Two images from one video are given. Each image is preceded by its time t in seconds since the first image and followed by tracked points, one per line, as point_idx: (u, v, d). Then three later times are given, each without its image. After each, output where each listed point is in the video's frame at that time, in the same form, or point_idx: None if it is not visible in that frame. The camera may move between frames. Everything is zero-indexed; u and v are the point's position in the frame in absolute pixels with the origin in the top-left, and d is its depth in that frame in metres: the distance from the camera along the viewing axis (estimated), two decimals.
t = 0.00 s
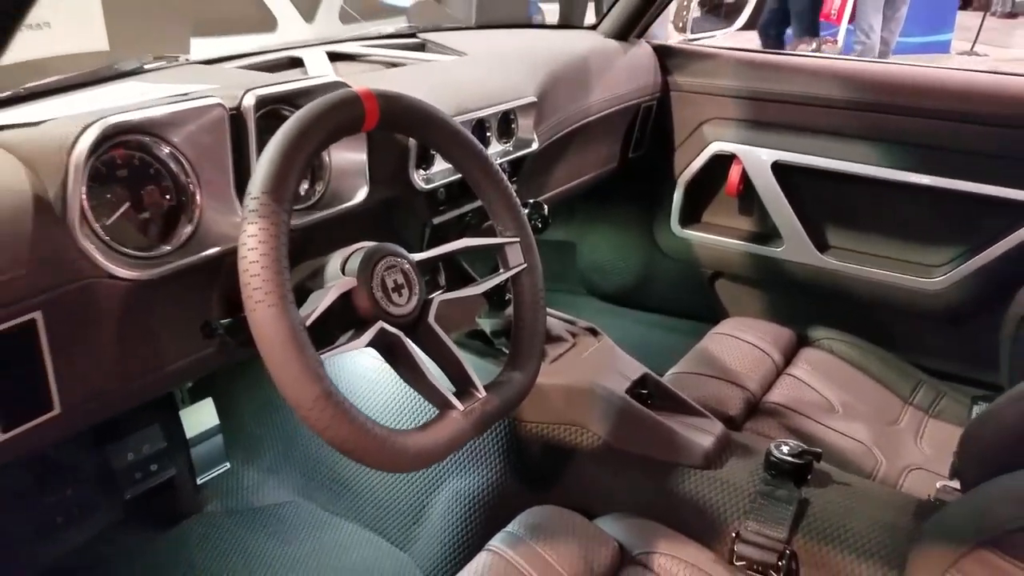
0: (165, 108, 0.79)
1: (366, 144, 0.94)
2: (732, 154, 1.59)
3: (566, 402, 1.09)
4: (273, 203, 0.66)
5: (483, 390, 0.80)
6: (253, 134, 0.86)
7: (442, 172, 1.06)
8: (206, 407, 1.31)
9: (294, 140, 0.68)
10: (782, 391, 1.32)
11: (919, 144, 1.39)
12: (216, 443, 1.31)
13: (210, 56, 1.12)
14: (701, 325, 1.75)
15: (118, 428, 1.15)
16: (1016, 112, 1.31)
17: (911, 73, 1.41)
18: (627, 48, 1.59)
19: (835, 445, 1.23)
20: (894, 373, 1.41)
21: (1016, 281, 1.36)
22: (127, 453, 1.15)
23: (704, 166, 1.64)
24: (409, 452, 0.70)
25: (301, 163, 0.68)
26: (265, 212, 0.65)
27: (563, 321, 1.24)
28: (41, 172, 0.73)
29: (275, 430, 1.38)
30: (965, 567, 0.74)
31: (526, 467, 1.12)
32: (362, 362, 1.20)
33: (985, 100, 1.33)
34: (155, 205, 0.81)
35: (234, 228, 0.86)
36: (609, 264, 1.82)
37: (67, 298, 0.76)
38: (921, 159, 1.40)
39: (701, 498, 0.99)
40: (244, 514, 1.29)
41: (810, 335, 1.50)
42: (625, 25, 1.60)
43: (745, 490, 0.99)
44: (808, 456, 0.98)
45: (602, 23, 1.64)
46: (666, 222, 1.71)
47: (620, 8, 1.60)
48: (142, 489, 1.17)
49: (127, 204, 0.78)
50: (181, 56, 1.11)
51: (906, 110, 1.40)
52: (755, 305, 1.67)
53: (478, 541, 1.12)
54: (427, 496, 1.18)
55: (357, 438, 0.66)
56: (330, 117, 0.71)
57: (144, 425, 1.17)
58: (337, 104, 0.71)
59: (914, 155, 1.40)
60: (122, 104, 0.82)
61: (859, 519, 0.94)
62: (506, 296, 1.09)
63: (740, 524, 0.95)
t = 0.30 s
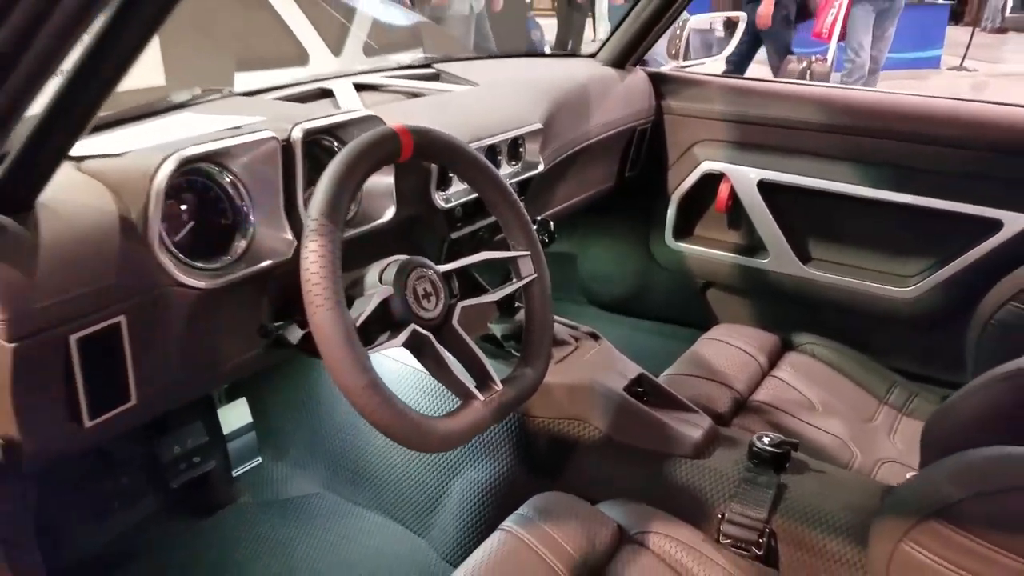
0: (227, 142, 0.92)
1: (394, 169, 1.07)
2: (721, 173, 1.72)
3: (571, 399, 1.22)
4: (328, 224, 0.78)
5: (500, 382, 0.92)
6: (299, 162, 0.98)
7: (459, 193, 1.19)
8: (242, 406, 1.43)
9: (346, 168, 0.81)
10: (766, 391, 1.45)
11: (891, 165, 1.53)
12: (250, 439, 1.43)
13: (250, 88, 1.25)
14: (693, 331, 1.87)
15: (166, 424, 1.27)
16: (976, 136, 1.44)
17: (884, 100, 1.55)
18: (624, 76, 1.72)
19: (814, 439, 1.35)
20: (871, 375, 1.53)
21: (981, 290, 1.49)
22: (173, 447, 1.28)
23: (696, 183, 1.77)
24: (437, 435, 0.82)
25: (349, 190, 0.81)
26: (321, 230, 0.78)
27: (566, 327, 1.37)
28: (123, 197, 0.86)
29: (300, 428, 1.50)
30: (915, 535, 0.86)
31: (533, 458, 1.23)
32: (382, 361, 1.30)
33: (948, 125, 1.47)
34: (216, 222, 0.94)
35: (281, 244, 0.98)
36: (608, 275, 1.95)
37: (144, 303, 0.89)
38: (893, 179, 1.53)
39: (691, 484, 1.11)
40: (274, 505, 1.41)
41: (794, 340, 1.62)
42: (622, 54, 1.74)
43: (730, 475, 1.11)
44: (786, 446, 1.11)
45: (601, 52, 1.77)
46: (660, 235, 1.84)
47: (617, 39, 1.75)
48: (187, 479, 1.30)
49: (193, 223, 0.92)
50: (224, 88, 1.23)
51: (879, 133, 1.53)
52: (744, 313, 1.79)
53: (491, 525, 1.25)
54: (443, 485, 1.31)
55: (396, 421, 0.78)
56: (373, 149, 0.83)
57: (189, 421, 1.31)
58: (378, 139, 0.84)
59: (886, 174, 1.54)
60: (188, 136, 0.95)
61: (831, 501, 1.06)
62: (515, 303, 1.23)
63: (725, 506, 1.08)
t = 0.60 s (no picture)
0: (258, 167, 1.05)
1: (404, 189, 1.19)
2: (706, 187, 1.84)
3: (565, 396, 1.34)
4: (352, 239, 0.91)
5: (500, 380, 1.04)
6: (321, 186, 1.11)
7: (462, 209, 1.31)
8: (259, 406, 1.51)
9: (367, 189, 0.93)
10: (746, 389, 1.57)
11: (861, 180, 1.65)
12: (267, 435, 1.52)
13: (272, 114, 1.38)
14: (680, 335, 1.99)
15: (192, 422, 1.40)
16: (938, 153, 1.56)
17: (854, 119, 1.67)
18: (615, 97, 1.85)
19: (788, 433, 1.46)
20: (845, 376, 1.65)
21: (944, 295, 1.61)
22: (201, 441, 1.41)
23: (683, 198, 1.89)
24: (444, 423, 0.94)
25: (369, 210, 0.93)
26: (346, 245, 0.90)
27: (561, 331, 1.50)
28: (169, 216, 0.98)
29: (313, 424, 1.61)
30: (865, 511, 0.97)
31: (530, 450, 1.35)
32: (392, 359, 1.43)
33: (913, 143, 1.59)
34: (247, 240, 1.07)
35: (305, 256, 1.11)
36: (600, 283, 2.07)
37: (185, 309, 1.01)
38: (863, 192, 1.65)
39: (673, 471, 1.23)
40: (289, 496, 1.52)
41: (773, 343, 1.74)
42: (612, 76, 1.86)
43: (708, 464, 1.23)
44: (759, 438, 1.24)
45: (593, 74, 1.90)
46: (649, 245, 1.96)
47: (608, 62, 1.88)
48: (212, 471, 1.42)
49: (226, 242, 1.04)
50: (248, 114, 1.36)
51: (850, 150, 1.65)
52: (728, 318, 1.91)
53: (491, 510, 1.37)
54: (447, 475, 1.43)
55: (409, 411, 0.90)
56: (390, 174, 0.96)
57: (214, 418, 1.43)
58: (394, 166, 0.96)
59: (856, 189, 1.66)
60: (223, 162, 1.07)
61: (797, 487, 1.18)
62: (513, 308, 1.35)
63: (703, 491, 1.20)
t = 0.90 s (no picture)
0: (278, 198, 1.18)
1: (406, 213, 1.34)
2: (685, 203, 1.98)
3: (553, 398, 1.47)
4: (362, 262, 1.04)
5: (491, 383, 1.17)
6: (332, 212, 1.25)
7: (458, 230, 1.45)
8: (272, 408, 1.66)
9: (376, 219, 1.07)
10: (720, 391, 1.71)
11: (826, 197, 1.78)
12: (280, 435, 1.66)
13: (285, 142, 1.52)
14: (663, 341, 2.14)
15: (212, 423, 1.54)
16: (896, 172, 1.69)
17: (820, 141, 1.80)
18: (600, 119, 1.99)
19: (757, 431, 1.60)
20: (813, 378, 1.78)
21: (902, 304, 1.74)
22: (220, 440, 1.54)
23: (664, 214, 2.03)
24: (442, 421, 1.08)
25: (377, 236, 1.07)
26: (358, 267, 1.04)
27: (549, 338, 1.64)
28: (201, 240, 1.12)
29: (318, 424, 1.73)
30: (813, 498, 1.10)
31: (520, 446, 1.50)
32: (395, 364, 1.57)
33: (874, 162, 1.72)
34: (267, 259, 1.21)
35: (318, 274, 1.26)
36: (589, 292, 2.22)
37: (214, 323, 1.15)
38: (828, 209, 1.78)
39: (648, 465, 1.38)
40: (301, 491, 1.66)
41: (746, 348, 1.89)
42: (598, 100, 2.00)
43: (681, 459, 1.37)
44: (727, 435, 1.37)
45: (581, 98, 2.04)
46: (633, 257, 2.11)
47: (594, 87, 2.01)
48: (230, 467, 1.56)
49: (250, 261, 1.18)
50: (263, 142, 1.49)
51: (816, 170, 1.79)
52: (707, 325, 2.06)
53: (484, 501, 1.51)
54: (443, 469, 1.56)
55: (411, 411, 1.04)
56: (395, 204, 1.09)
57: (231, 420, 1.57)
58: (398, 198, 1.10)
59: (822, 206, 1.79)
60: (245, 192, 1.21)
61: (759, 478, 1.32)
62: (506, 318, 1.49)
63: (674, 483, 1.33)
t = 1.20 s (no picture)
0: (276, 211, 1.33)
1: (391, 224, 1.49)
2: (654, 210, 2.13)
3: (527, 389, 1.63)
4: (352, 269, 1.19)
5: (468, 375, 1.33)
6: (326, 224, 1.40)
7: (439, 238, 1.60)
8: (270, 402, 1.79)
9: (364, 230, 1.22)
10: (683, 383, 1.86)
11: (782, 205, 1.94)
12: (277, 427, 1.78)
13: (281, 159, 1.66)
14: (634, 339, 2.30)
15: (216, 414, 1.65)
16: (846, 182, 1.84)
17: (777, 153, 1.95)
18: (574, 132, 2.14)
19: (715, 419, 1.75)
20: (771, 370, 1.93)
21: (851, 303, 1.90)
22: (224, 430, 1.66)
23: (634, 220, 2.18)
24: (423, 408, 1.23)
25: (365, 246, 1.22)
26: (348, 273, 1.18)
27: (525, 336, 1.79)
28: (208, 252, 1.27)
29: (315, 415, 1.89)
30: (751, 473, 1.24)
31: (497, 433, 1.66)
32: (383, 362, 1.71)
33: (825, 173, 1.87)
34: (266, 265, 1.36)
35: (312, 279, 1.41)
36: (565, 293, 2.37)
37: (220, 323, 1.30)
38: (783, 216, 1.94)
39: (611, 448, 1.53)
40: (298, 478, 1.80)
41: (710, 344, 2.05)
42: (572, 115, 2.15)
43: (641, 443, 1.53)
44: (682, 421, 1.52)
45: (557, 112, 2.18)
46: (607, 260, 2.26)
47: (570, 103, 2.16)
48: (234, 456, 1.69)
49: (251, 268, 1.33)
50: (261, 159, 1.64)
51: (773, 180, 1.94)
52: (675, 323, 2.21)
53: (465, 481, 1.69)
54: (429, 455, 1.74)
55: (396, 399, 1.19)
56: (381, 218, 1.24)
57: (233, 411, 1.69)
58: (384, 212, 1.25)
59: (779, 212, 1.95)
60: (246, 206, 1.35)
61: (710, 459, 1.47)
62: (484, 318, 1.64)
63: (635, 464, 1.48)
